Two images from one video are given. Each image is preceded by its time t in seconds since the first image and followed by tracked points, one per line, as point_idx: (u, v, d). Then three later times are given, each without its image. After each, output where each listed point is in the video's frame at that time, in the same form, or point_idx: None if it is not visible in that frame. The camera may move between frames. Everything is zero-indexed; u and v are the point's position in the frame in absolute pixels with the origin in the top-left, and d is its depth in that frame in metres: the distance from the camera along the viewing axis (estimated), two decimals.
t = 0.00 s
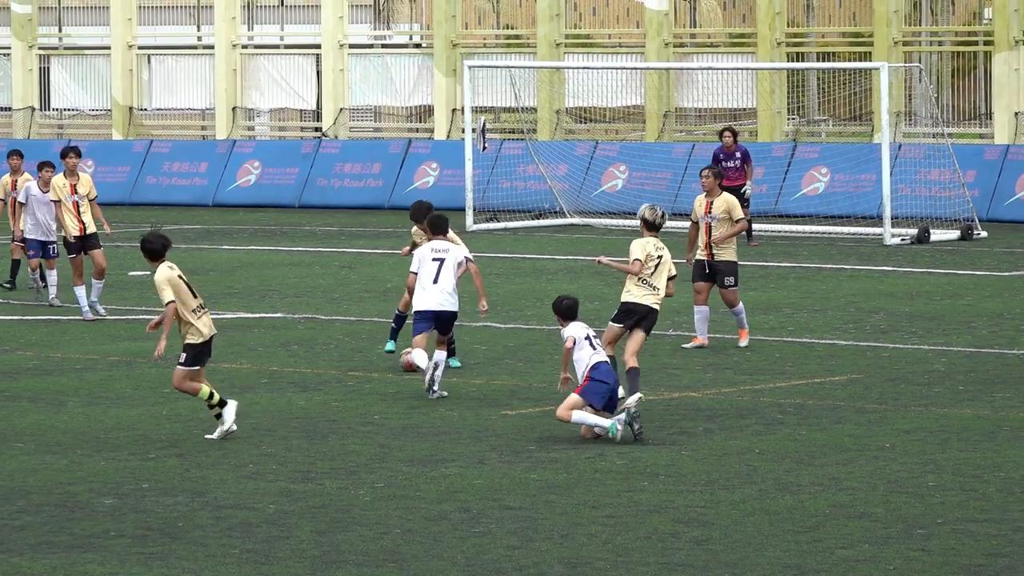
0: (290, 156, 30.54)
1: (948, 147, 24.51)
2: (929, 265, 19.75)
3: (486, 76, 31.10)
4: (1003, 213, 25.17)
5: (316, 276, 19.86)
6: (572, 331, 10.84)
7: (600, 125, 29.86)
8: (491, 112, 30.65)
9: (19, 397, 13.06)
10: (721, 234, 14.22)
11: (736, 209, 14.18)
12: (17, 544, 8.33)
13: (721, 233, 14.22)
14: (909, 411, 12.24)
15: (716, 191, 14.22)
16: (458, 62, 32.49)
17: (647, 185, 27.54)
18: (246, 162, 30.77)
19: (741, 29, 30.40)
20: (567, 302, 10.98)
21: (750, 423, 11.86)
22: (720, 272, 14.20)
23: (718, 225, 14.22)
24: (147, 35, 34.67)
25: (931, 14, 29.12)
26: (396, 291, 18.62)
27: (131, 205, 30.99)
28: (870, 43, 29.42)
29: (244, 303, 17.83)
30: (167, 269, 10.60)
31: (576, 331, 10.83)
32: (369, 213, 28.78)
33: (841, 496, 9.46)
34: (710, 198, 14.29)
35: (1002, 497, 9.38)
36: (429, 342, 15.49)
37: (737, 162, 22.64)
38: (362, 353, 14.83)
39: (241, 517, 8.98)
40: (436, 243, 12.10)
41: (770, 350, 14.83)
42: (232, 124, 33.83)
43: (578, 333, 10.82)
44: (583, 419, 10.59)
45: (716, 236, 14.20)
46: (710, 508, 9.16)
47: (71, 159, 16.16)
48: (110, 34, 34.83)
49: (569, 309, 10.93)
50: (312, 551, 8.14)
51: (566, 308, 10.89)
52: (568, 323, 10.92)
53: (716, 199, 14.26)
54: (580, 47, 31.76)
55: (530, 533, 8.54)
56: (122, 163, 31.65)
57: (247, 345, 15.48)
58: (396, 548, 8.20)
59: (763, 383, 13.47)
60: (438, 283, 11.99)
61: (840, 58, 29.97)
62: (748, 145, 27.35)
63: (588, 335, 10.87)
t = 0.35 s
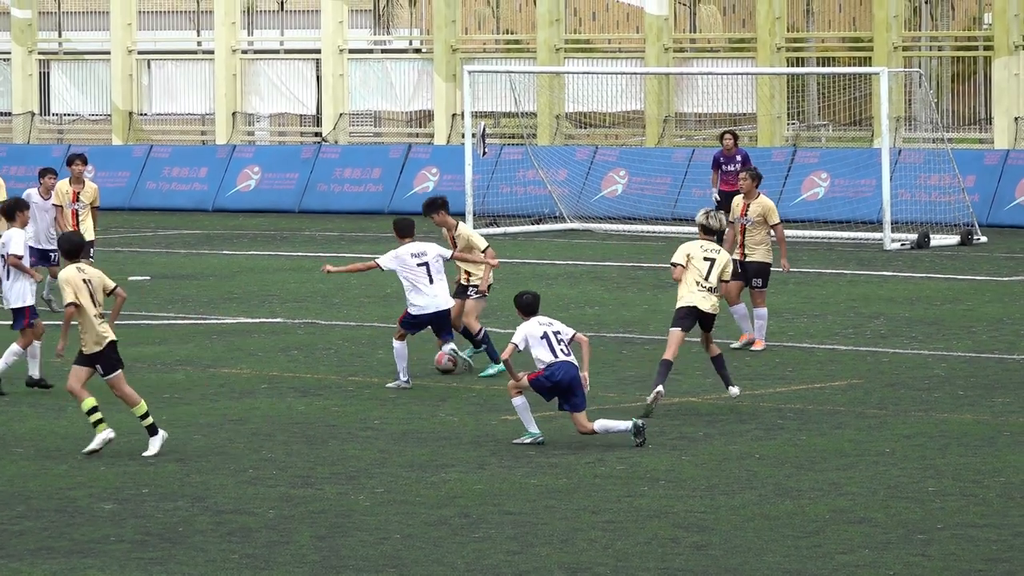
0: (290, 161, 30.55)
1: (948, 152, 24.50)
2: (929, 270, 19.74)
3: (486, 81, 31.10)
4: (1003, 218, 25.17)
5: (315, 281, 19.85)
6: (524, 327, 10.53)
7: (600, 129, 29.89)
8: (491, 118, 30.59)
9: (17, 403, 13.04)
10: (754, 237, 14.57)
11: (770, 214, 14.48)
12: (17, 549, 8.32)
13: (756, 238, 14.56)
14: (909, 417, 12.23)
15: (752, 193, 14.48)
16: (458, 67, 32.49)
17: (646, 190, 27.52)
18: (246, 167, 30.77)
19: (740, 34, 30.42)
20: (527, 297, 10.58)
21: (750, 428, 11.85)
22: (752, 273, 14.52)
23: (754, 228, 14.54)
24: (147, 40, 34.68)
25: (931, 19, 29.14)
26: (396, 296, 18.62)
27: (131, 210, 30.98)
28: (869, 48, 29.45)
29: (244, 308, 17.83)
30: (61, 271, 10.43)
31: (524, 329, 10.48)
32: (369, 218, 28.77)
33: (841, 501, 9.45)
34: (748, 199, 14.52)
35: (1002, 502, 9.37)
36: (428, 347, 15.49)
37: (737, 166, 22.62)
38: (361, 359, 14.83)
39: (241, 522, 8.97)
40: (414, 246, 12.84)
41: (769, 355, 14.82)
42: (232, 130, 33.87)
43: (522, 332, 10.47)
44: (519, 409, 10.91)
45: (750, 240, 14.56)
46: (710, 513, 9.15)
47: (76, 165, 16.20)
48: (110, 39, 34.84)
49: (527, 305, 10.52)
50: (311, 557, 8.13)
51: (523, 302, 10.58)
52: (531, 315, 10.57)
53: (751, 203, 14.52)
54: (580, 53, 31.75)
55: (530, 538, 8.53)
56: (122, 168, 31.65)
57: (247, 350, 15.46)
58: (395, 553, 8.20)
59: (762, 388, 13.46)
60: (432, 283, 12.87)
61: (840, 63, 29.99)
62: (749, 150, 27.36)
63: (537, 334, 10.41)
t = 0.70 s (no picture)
0: (294, 172, 30.57)
1: (953, 163, 24.51)
2: (934, 281, 19.72)
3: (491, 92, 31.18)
4: (1008, 228, 25.15)
5: (320, 292, 19.86)
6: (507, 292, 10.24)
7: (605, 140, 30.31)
8: (495, 127, 30.84)
9: (23, 413, 13.05)
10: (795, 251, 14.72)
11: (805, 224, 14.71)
12: (22, 560, 8.31)
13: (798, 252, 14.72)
14: (914, 427, 12.21)
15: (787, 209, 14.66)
16: (463, 78, 32.54)
17: (651, 202, 27.42)
18: (251, 178, 30.80)
19: (745, 44, 30.39)
20: (513, 262, 10.24)
21: (755, 439, 11.84)
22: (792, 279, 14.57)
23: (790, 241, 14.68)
24: (152, 51, 34.70)
25: (935, 29, 29.12)
26: (400, 307, 18.63)
27: (136, 221, 30.99)
28: (874, 58, 29.41)
29: (249, 319, 17.84)
30: None
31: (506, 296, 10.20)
32: (373, 229, 28.78)
33: (846, 512, 9.43)
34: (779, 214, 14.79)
35: (1006, 513, 9.36)
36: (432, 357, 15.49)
37: (741, 176, 22.64)
38: (366, 369, 14.84)
39: (246, 533, 8.97)
40: (440, 242, 13.00)
41: (774, 366, 14.81)
42: (237, 140, 33.95)
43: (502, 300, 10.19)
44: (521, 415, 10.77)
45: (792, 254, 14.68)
46: (715, 524, 9.14)
47: (73, 180, 16.12)
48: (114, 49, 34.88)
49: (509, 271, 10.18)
50: (317, 567, 8.12)
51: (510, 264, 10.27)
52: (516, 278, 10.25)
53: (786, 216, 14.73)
54: (585, 63, 31.75)
55: (534, 549, 8.52)
56: (126, 179, 31.66)
57: (251, 360, 15.46)
58: (400, 564, 8.19)
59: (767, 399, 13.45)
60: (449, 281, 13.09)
61: (845, 73, 29.97)
62: (753, 160, 27.37)
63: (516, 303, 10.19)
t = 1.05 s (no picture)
0: (302, 186, 30.62)
1: (960, 177, 24.49)
2: (941, 295, 19.68)
3: (498, 105, 31.22)
4: (1015, 242, 25.09)
5: (327, 306, 19.86)
6: (493, 304, 9.98)
7: (613, 154, 30.12)
8: (502, 142, 30.73)
9: (31, 428, 13.05)
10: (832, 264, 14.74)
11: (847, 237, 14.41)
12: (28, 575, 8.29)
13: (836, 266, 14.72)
14: (922, 442, 12.17)
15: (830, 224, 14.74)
16: (470, 92, 32.58)
17: (658, 216, 27.45)
18: (258, 192, 30.84)
19: (752, 58, 30.39)
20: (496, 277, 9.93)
21: (762, 454, 11.81)
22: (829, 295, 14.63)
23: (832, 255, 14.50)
24: (159, 64, 34.76)
25: (943, 43, 29.01)
26: (407, 321, 18.62)
27: (143, 234, 31.02)
28: (881, 73, 29.43)
29: (256, 333, 17.85)
30: None
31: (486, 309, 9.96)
32: (381, 243, 28.79)
33: (854, 527, 9.40)
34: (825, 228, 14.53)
35: (1014, 528, 9.32)
36: (439, 372, 15.48)
37: (749, 190, 22.66)
38: (373, 383, 14.83)
39: (253, 547, 8.95)
40: (472, 260, 12.95)
41: (781, 380, 14.77)
42: (244, 154, 34.00)
43: (483, 311, 9.97)
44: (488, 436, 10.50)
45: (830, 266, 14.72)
46: (722, 538, 9.11)
47: (65, 200, 16.10)
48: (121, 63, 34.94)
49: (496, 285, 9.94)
50: None
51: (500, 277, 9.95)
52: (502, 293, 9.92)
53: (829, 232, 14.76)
54: (592, 77, 31.75)
55: (541, 563, 8.49)
56: (134, 193, 31.69)
57: (259, 375, 15.45)
58: None
59: (775, 413, 13.42)
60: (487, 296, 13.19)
61: (852, 87, 29.99)
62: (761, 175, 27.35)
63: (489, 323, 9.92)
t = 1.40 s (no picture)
0: (309, 202, 30.67)
1: (967, 194, 24.48)
2: (946, 311, 19.69)
3: (505, 121, 31.27)
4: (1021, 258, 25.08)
5: (334, 321, 19.91)
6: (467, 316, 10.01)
7: (620, 169, 30.29)
8: (511, 158, 30.80)
9: (38, 443, 13.09)
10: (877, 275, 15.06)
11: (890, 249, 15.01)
12: None
13: (879, 278, 15.03)
14: (929, 457, 12.19)
15: (875, 234, 15.12)
16: (477, 108, 32.63)
17: (664, 232, 27.43)
18: (267, 208, 30.90)
19: (758, 74, 30.42)
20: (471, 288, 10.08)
21: (769, 469, 11.84)
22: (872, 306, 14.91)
23: (876, 266, 15.06)
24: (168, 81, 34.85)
25: (949, 60, 29.18)
26: (415, 336, 18.66)
27: (151, 250, 31.06)
28: (887, 89, 29.54)
29: (263, 348, 17.91)
30: None
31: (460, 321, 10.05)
32: (388, 259, 28.83)
33: (862, 541, 9.42)
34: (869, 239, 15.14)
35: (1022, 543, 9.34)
36: (446, 388, 15.51)
37: (753, 207, 22.71)
38: (380, 399, 14.86)
39: (260, 561, 8.98)
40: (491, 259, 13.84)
41: (789, 396, 14.79)
42: (252, 171, 34.06)
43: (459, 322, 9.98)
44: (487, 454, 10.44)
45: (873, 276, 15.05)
46: (730, 553, 9.13)
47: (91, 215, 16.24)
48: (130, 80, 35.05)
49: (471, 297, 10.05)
50: None
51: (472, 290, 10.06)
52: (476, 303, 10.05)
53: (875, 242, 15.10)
54: (598, 93, 31.78)
55: None
56: (142, 209, 31.74)
57: (266, 391, 15.48)
58: None
59: (782, 429, 13.44)
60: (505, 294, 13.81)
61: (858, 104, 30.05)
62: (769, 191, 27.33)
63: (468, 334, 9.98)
